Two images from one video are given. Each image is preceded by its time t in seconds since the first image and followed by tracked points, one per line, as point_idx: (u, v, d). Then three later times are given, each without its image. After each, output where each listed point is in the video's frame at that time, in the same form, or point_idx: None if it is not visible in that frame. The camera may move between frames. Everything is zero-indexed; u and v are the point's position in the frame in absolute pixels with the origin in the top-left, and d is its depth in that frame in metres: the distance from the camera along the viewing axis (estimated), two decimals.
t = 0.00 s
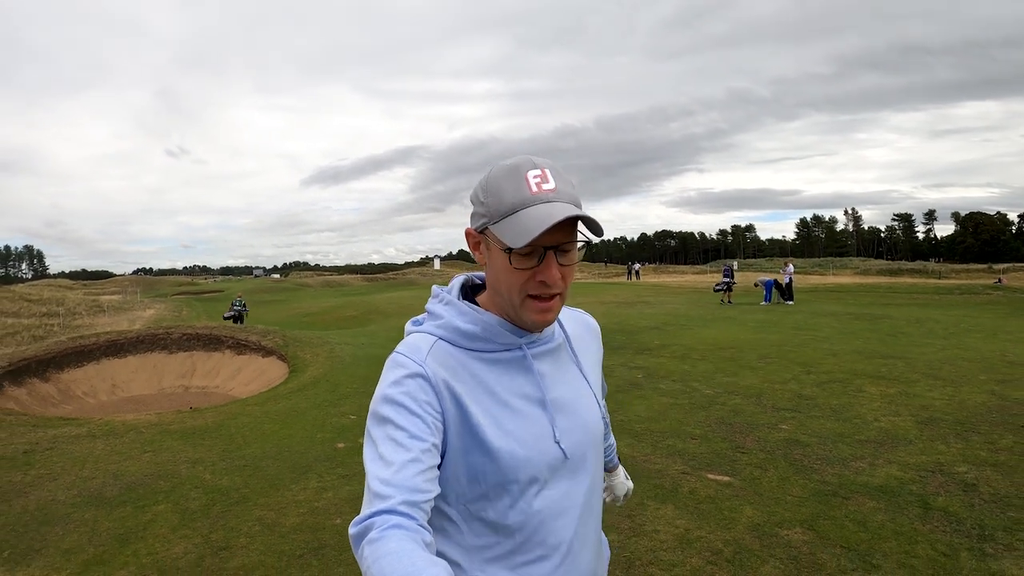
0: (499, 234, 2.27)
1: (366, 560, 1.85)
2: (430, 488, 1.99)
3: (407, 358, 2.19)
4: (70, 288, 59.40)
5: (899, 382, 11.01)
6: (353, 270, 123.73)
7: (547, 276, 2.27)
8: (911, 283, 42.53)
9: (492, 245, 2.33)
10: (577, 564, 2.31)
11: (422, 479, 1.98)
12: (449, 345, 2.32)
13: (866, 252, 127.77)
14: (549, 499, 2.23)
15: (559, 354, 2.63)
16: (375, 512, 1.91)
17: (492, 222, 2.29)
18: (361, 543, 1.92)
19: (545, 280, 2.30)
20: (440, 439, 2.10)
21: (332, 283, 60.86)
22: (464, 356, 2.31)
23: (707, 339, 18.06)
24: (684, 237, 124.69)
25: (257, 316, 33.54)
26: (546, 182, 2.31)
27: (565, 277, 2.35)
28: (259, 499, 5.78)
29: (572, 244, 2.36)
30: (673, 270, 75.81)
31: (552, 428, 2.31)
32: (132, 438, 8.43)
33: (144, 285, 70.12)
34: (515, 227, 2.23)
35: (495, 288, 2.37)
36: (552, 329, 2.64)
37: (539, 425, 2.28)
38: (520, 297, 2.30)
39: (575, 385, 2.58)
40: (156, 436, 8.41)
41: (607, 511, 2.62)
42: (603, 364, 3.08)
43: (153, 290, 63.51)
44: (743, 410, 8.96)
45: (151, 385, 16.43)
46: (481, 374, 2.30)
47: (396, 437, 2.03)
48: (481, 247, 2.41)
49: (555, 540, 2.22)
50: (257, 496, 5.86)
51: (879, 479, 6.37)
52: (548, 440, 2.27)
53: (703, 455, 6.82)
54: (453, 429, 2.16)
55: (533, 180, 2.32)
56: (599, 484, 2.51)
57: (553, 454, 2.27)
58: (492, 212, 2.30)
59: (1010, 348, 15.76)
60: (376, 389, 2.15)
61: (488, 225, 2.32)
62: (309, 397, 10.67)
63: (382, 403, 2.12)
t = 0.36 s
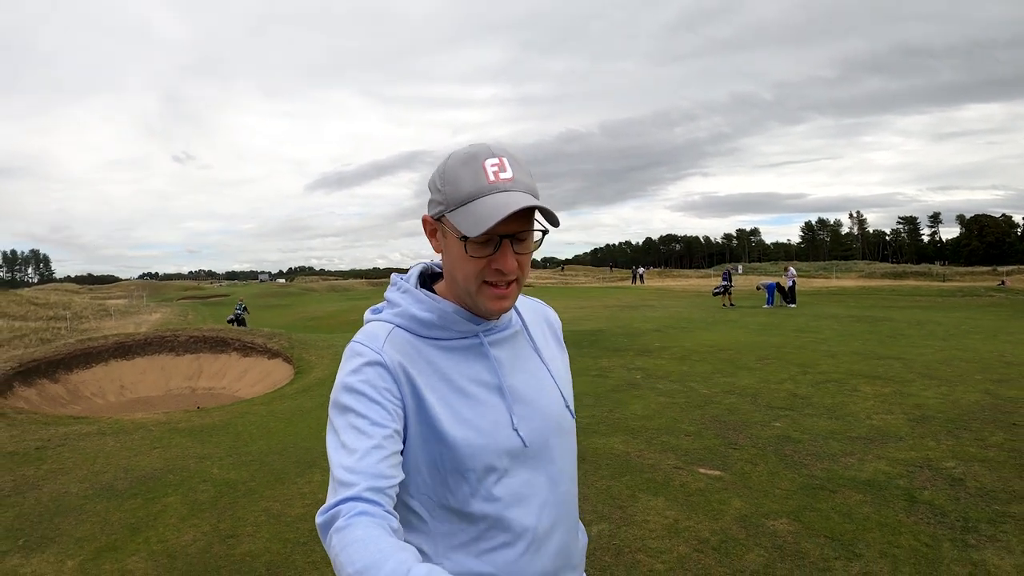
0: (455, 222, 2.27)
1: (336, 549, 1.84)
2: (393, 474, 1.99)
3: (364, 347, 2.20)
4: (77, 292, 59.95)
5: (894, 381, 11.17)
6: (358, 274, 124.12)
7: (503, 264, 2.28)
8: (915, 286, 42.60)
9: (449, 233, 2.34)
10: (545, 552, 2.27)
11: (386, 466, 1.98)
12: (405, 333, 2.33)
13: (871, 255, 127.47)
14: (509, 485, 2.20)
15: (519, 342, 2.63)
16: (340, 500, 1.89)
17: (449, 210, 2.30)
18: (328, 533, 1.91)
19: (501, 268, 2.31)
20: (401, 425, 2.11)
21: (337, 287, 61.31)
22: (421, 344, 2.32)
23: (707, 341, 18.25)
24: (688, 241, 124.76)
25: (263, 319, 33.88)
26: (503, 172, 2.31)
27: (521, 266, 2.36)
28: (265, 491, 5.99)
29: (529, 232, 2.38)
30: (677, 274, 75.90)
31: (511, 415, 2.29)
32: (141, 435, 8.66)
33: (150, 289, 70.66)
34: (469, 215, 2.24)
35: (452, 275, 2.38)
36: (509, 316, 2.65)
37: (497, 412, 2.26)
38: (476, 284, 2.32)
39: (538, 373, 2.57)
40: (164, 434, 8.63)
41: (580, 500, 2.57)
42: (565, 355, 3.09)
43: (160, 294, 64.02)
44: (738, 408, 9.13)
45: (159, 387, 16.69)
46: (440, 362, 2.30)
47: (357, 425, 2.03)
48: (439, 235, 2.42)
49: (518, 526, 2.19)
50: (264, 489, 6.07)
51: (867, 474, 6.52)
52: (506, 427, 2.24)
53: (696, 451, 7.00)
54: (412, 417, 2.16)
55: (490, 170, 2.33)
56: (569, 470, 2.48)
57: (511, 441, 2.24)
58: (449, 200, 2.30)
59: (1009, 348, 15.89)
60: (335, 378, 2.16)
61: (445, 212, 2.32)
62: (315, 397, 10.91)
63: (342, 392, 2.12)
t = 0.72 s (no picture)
0: (439, 188, 2.34)
1: (327, 522, 1.89)
2: (386, 449, 2.05)
3: (357, 325, 2.26)
4: (81, 295, 60.30)
5: (892, 382, 11.25)
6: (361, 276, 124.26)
7: (485, 227, 2.32)
8: (917, 288, 42.60)
9: (436, 203, 2.42)
10: (519, 551, 2.30)
11: (378, 441, 2.03)
12: (398, 314, 2.38)
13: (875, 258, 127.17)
14: (485, 480, 2.24)
15: (515, 331, 2.65)
16: (333, 474, 1.95)
17: (434, 179, 2.37)
18: (320, 505, 1.98)
19: (485, 233, 2.35)
20: (392, 403, 2.16)
21: (339, 290, 61.54)
22: (413, 327, 2.37)
23: (707, 342, 18.35)
24: (691, 244, 124.71)
25: (266, 322, 34.05)
26: (487, 139, 2.36)
27: (506, 232, 2.39)
28: (267, 485, 6.10)
29: (513, 199, 2.42)
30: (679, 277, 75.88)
31: (493, 408, 2.31)
32: (146, 432, 8.79)
33: (153, 291, 71.05)
34: (452, 178, 2.30)
35: (440, 247, 2.42)
36: (506, 304, 2.68)
37: (480, 402, 2.29)
38: (460, 251, 2.36)
39: (531, 364, 2.58)
40: (169, 431, 8.76)
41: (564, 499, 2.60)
42: (574, 346, 3.06)
43: (164, 296, 64.34)
44: (735, 407, 9.23)
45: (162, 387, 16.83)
46: (430, 346, 2.35)
47: (349, 401, 2.09)
48: (431, 213, 2.50)
49: (490, 523, 2.23)
50: (265, 483, 6.18)
51: (860, 470, 6.59)
52: (487, 421, 2.28)
53: (691, 448, 7.10)
54: (400, 400, 2.21)
55: (474, 138, 2.37)
56: (555, 468, 2.49)
57: (491, 434, 2.28)
58: (436, 170, 2.38)
59: (1009, 349, 15.93)
60: (330, 354, 2.23)
61: (432, 183, 2.40)
62: (317, 396, 11.05)
63: (337, 368, 2.19)
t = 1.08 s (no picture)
0: (465, 192, 2.45)
1: (354, 523, 1.98)
2: (411, 451, 2.12)
3: (384, 329, 2.36)
4: (82, 296, 60.60)
5: (882, 387, 11.41)
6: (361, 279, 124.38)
7: (507, 229, 2.40)
8: (915, 294, 42.76)
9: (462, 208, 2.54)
10: (541, 559, 2.28)
11: (403, 443, 2.10)
12: (425, 318, 2.48)
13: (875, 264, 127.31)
14: (509, 485, 2.24)
15: (541, 337, 2.67)
16: (361, 476, 2.04)
17: (463, 184, 2.49)
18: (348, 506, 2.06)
19: (507, 235, 2.43)
20: (417, 406, 2.22)
21: (340, 293, 61.79)
22: (440, 329, 2.46)
23: (703, 347, 18.54)
24: (691, 249, 124.94)
25: (265, 324, 34.26)
26: (514, 144, 2.43)
27: (529, 235, 2.45)
28: (265, 482, 6.25)
29: (538, 204, 2.48)
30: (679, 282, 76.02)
31: (519, 411, 2.33)
32: (147, 430, 8.95)
33: (154, 293, 71.31)
34: (477, 182, 2.40)
35: (467, 250, 2.52)
36: (533, 309, 2.72)
37: (505, 406, 2.32)
38: (484, 254, 2.45)
39: (558, 369, 2.58)
40: (170, 430, 8.92)
41: (589, 509, 2.54)
42: (604, 353, 3.05)
43: (165, 298, 64.64)
44: (726, 410, 9.39)
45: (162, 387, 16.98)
46: (456, 349, 2.41)
47: (377, 403, 2.16)
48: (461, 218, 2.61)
49: (513, 530, 2.23)
50: (264, 480, 6.33)
51: (844, 472, 6.73)
52: (512, 424, 2.30)
53: (681, 450, 7.27)
54: (426, 402, 2.28)
55: (501, 144, 2.46)
56: (579, 478, 2.47)
57: (515, 437, 2.29)
58: (464, 175, 2.49)
59: (1002, 355, 16.09)
60: (360, 357, 2.33)
61: (461, 189, 2.52)
62: (316, 396, 11.22)
63: (366, 370, 2.28)
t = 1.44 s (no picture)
0: (535, 212, 2.46)
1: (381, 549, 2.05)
2: (440, 477, 2.19)
3: (417, 350, 2.43)
4: (90, 294, 61.07)
5: (879, 394, 11.50)
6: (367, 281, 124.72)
7: (575, 257, 2.46)
8: (920, 301, 42.61)
9: (522, 223, 2.54)
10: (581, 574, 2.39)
11: (432, 470, 2.17)
12: (458, 335, 2.54)
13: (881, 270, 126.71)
14: (552, 501, 2.35)
15: (579, 353, 2.75)
16: (387, 503, 2.10)
17: (530, 202, 2.49)
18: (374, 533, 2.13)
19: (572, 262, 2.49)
20: (449, 429, 2.30)
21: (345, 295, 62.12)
22: (474, 345, 2.53)
23: (704, 352, 18.64)
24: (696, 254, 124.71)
25: (270, 325, 34.54)
26: (583, 171, 2.57)
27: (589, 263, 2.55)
28: (269, 479, 6.41)
29: (597, 233, 2.60)
30: (684, 287, 75.91)
31: (560, 428, 2.43)
32: (154, 428, 9.15)
33: (161, 292, 71.87)
34: (553, 205, 2.44)
35: (522, 269, 2.53)
36: (571, 324, 2.80)
37: (546, 424, 2.41)
38: (546, 276, 2.49)
39: (595, 386, 2.68)
40: (176, 427, 9.11)
41: (626, 521, 2.65)
42: (640, 365, 3.14)
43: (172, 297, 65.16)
44: (723, 415, 9.51)
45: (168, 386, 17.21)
46: (492, 367, 2.48)
47: (408, 429, 2.24)
48: (510, 231, 2.61)
49: (554, 548, 2.33)
50: (267, 477, 6.50)
51: (834, 478, 6.85)
52: (553, 441, 2.40)
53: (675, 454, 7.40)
54: (460, 423, 2.35)
55: (569, 167, 2.58)
56: (616, 492, 2.58)
57: (557, 455, 2.39)
58: (530, 192, 2.50)
59: (1002, 363, 16.10)
60: (392, 378, 2.39)
61: (525, 206, 2.51)
62: (320, 397, 11.41)
63: (398, 391, 2.34)
